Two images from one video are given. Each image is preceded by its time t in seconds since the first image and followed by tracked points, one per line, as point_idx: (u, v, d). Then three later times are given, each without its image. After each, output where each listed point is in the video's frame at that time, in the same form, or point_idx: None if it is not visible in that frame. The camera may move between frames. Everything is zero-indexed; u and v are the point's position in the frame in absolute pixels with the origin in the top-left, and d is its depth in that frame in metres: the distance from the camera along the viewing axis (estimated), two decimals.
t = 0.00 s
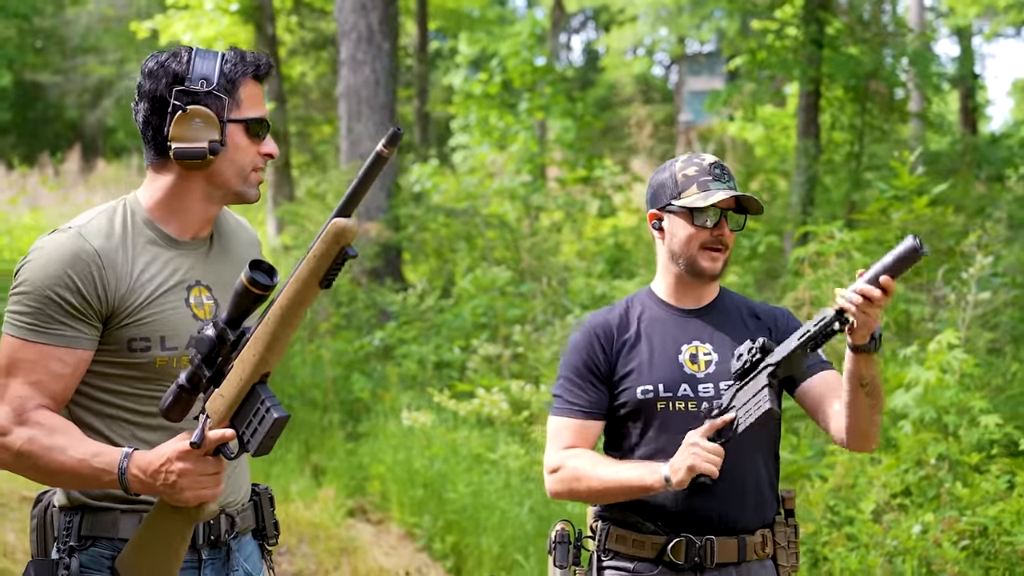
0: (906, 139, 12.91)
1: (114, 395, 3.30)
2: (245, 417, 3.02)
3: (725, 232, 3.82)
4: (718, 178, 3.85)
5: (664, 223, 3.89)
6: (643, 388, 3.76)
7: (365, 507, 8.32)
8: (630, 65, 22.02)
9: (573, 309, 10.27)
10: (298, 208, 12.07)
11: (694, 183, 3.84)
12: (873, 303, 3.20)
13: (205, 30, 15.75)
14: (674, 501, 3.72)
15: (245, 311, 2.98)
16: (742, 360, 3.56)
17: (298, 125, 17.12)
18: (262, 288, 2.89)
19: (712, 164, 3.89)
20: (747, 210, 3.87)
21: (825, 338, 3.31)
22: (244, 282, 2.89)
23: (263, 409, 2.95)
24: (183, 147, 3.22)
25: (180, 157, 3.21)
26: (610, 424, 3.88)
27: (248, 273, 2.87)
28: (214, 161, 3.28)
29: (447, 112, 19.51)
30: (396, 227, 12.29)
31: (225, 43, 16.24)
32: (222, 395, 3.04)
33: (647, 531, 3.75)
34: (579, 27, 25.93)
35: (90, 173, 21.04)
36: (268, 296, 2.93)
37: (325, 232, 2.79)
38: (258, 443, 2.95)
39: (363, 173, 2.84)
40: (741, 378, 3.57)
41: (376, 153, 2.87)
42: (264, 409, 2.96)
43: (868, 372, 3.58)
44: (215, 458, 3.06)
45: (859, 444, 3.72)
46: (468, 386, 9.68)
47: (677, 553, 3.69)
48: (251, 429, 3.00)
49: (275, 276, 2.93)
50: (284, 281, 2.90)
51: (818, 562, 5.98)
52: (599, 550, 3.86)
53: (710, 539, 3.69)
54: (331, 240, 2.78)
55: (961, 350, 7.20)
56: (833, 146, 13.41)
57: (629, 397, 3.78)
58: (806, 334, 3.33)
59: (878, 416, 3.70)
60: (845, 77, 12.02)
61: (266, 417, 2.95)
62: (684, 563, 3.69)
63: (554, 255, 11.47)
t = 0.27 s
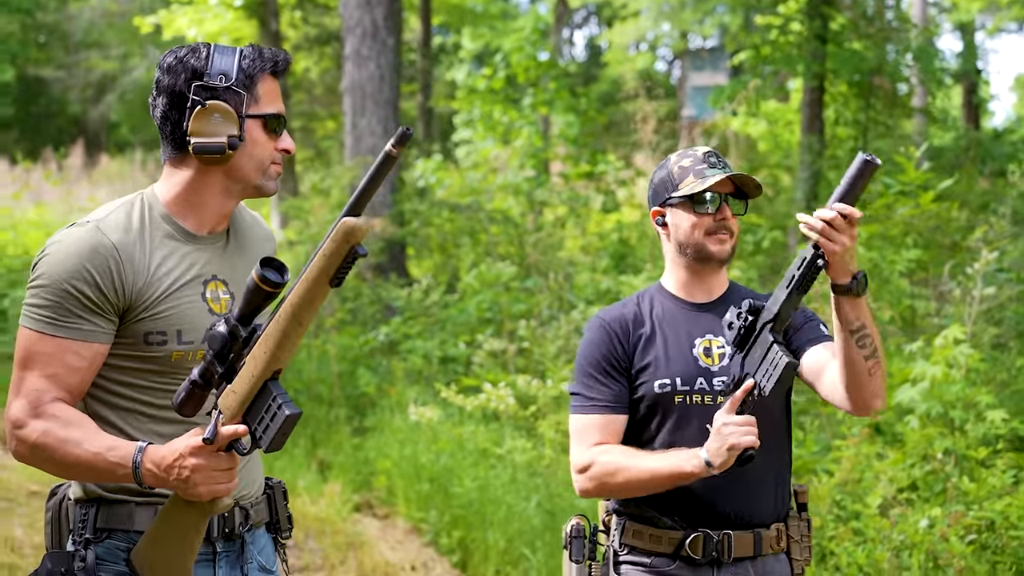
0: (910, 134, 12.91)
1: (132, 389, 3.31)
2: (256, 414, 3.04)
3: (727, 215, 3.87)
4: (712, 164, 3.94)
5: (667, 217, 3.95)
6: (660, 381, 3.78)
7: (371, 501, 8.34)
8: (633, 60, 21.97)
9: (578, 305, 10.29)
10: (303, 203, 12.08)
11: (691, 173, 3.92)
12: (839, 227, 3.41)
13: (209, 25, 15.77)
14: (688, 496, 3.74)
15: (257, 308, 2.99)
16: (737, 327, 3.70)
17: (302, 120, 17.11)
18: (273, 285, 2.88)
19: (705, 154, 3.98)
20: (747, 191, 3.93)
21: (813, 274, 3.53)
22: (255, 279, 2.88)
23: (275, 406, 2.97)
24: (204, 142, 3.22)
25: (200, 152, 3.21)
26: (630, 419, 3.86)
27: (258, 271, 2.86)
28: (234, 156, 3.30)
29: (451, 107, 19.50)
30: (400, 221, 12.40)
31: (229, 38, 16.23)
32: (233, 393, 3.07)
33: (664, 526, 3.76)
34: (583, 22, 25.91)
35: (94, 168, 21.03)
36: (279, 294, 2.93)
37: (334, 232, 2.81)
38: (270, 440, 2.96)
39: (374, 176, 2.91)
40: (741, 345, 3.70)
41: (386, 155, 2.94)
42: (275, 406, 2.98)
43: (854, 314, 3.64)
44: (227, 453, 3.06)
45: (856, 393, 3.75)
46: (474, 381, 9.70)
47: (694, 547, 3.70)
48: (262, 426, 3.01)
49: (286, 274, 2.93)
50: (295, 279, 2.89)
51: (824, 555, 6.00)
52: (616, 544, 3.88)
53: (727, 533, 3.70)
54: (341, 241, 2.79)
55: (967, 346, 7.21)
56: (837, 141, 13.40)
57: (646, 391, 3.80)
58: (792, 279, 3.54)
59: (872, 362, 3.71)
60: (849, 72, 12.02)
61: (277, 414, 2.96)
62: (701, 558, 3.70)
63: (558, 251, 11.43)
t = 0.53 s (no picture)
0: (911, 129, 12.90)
1: (137, 385, 3.32)
2: (257, 411, 3.04)
3: (722, 206, 3.89)
4: (704, 157, 3.95)
5: (664, 215, 3.97)
6: (665, 377, 3.79)
7: (374, 496, 8.36)
8: (634, 56, 21.95)
9: (580, 300, 10.30)
10: (305, 199, 12.08)
11: (683, 168, 3.93)
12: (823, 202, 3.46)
13: (210, 20, 15.78)
14: (696, 491, 3.76)
15: (257, 304, 2.98)
16: (736, 316, 3.69)
17: (303, 116, 17.10)
18: (272, 283, 2.88)
19: (696, 149, 4.00)
20: (741, 180, 3.94)
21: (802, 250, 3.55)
22: (253, 278, 2.88)
23: (276, 403, 2.96)
24: (206, 138, 3.23)
25: (203, 148, 3.23)
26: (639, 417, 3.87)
27: (256, 269, 2.86)
28: (237, 151, 3.31)
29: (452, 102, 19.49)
30: (402, 217, 12.43)
31: (230, 34, 16.22)
32: (234, 389, 3.06)
33: (674, 521, 3.77)
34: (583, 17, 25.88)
35: (95, 164, 21.02)
36: (276, 289, 2.92)
37: (327, 229, 2.82)
38: (270, 436, 2.96)
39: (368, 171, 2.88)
40: (741, 334, 3.70)
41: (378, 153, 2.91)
42: (276, 402, 2.98)
43: (841, 294, 3.66)
44: (230, 449, 3.07)
45: (848, 374, 3.76)
46: (476, 376, 9.72)
47: (704, 541, 3.72)
48: (263, 422, 3.01)
49: (284, 270, 2.93)
50: (294, 275, 2.92)
51: (828, 550, 6.07)
52: (624, 540, 3.89)
53: (735, 528, 3.72)
54: (335, 237, 2.81)
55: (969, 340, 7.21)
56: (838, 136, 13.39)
57: (652, 387, 3.81)
58: (783, 259, 3.56)
59: (862, 344, 3.73)
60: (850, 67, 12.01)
61: (277, 411, 2.96)
62: (710, 552, 3.72)
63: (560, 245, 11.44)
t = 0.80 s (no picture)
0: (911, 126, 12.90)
1: (141, 382, 3.33)
2: (261, 409, 3.01)
3: (721, 203, 3.90)
4: (702, 155, 3.96)
5: (663, 213, 3.98)
6: (670, 374, 3.80)
7: (376, 492, 8.37)
8: (635, 52, 21.96)
9: (581, 296, 10.31)
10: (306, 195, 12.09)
11: (681, 165, 3.94)
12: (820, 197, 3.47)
13: (211, 17, 15.79)
14: (701, 487, 3.77)
15: (259, 303, 2.96)
16: (737, 311, 3.71)
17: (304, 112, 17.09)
18: (274, 282, 2.87)
19: (693, 146, 4.01)
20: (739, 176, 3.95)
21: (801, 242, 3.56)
22: (255, 276, 2.87)
23: (279, 402, 2.94)
24: (208, 139, 3.24)
25: (204, 148, 3.23)
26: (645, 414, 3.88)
27: (258, 267, 2.85)
28: (237, 152, 3.30)
29: (452, 99, 19.50)
30: (402, 212, 12.23)
31: (231, 30, 16.22)
32: (238, 384, 3.03)
33: (680, 517, 3.78)
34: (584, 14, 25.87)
35: (96, 160, 21.00)
36: (279, 288, 2.91)
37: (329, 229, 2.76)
38: (274, 432, 2.93)
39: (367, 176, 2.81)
40: (741, 330, 3.71)
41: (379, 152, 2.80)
42: (279, 401, 2.95)
43: (839, 288, 3.66)
44: (234, 446, 3.07)
45: (848, 369, 3.76)
46: (479, 372, 9.73)
47: (710, 538, 3.73)
48: (266, 420, 2.99)
49: (286, 269, 2.92)
50: (295, 274, 2.88)
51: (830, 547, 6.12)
52: (631, 536, 3.90)
53: (741, 524, 3.73)
54: (336, 239, 2.75)
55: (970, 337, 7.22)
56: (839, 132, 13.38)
57: (656, 384, 3.81)
58: (781, 253, 3.57)
59: (861, 339, 3.73)
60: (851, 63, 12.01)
61: (281, 409, 2.93)
62: (717, 548, 3.73)
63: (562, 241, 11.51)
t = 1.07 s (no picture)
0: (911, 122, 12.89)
1: (136, 378, 3.32)
2: (258, 412, 3.04)
3: (720, 201, 3.91)
4: (701, 152, 3.97)
5: (661, 209, 3.99)
6: (670, 370, 3.80)
7: (375, 488, 8.38)
8: (634, 47, 21.94)
9: (581, 291, 10.32)
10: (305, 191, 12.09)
11: (680, 163, 3.96)
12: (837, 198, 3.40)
13: (210, 12, 15.77)
14: (700, 483, 3.77)
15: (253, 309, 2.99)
16: (739, 307, 3.72)
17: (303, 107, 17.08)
18: (267, 286, 2.90)
19: (692, 143, 4.02)
20: (738, 174, 3.97)
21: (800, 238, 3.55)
22: (250, 281, 2.89)
23: (275, 405, 2.97)
24: (200, 133, 3.23)
25: (196, 144, 3.23)
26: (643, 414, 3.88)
27: (252, 272, 2.88)
28: (230, 153, 3.30)
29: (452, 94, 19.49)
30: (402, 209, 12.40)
31: (230, 25, 16.19)
32: (235, 388, 3.05)
33: (682, 514, 3.79)
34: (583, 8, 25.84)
35: (94, 155, 20.99)
36: (273, 292, 2.93)
37: (324, 235, 2.83)
38: (272, 436, 2.96)
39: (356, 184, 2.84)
40: (743, 326, 3.72)
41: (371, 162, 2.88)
42: (275, 404, 2.98)
43: (847, 284, 3.64)
44: (231, 447, 3.05)
45: (848, 363, 3.74)
46: (478, 367, 9.74)
47: (712, 534, 3.74)
48: (263, 423, 3.01)
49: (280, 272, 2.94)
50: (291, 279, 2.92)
51: (830, 541, 6.06)
52: (632, 532, 3.91)
53: (743, 521, 3.73)
54: (331, 243, 2.82)
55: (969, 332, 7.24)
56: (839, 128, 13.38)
57: (657, 381, 3.81)
58: (784, 249, 3.57)
59: (864, 336, 3.72)
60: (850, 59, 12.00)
61: (277, 412, 2.96)
62: (719, 544, 3.74)
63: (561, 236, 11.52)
